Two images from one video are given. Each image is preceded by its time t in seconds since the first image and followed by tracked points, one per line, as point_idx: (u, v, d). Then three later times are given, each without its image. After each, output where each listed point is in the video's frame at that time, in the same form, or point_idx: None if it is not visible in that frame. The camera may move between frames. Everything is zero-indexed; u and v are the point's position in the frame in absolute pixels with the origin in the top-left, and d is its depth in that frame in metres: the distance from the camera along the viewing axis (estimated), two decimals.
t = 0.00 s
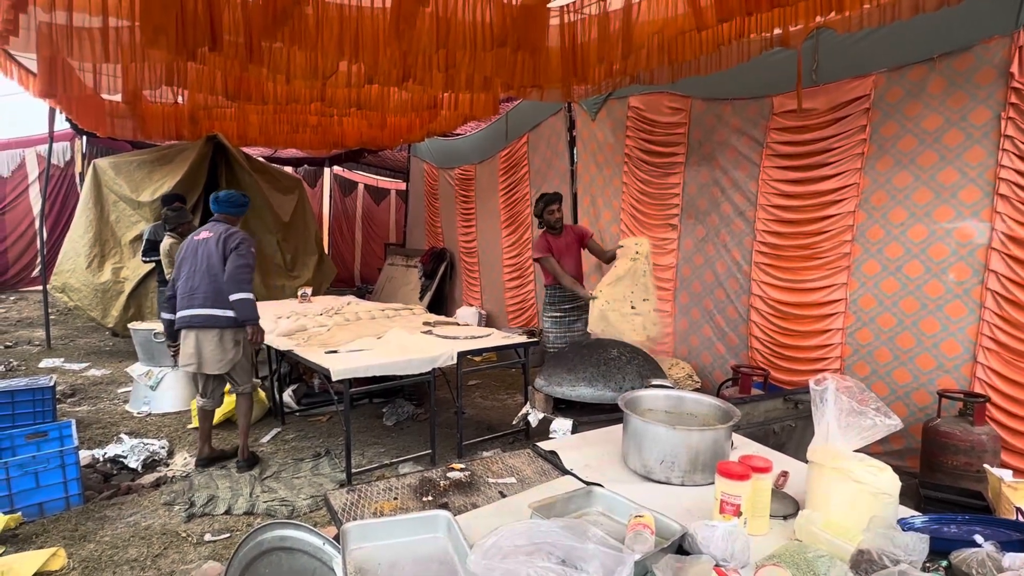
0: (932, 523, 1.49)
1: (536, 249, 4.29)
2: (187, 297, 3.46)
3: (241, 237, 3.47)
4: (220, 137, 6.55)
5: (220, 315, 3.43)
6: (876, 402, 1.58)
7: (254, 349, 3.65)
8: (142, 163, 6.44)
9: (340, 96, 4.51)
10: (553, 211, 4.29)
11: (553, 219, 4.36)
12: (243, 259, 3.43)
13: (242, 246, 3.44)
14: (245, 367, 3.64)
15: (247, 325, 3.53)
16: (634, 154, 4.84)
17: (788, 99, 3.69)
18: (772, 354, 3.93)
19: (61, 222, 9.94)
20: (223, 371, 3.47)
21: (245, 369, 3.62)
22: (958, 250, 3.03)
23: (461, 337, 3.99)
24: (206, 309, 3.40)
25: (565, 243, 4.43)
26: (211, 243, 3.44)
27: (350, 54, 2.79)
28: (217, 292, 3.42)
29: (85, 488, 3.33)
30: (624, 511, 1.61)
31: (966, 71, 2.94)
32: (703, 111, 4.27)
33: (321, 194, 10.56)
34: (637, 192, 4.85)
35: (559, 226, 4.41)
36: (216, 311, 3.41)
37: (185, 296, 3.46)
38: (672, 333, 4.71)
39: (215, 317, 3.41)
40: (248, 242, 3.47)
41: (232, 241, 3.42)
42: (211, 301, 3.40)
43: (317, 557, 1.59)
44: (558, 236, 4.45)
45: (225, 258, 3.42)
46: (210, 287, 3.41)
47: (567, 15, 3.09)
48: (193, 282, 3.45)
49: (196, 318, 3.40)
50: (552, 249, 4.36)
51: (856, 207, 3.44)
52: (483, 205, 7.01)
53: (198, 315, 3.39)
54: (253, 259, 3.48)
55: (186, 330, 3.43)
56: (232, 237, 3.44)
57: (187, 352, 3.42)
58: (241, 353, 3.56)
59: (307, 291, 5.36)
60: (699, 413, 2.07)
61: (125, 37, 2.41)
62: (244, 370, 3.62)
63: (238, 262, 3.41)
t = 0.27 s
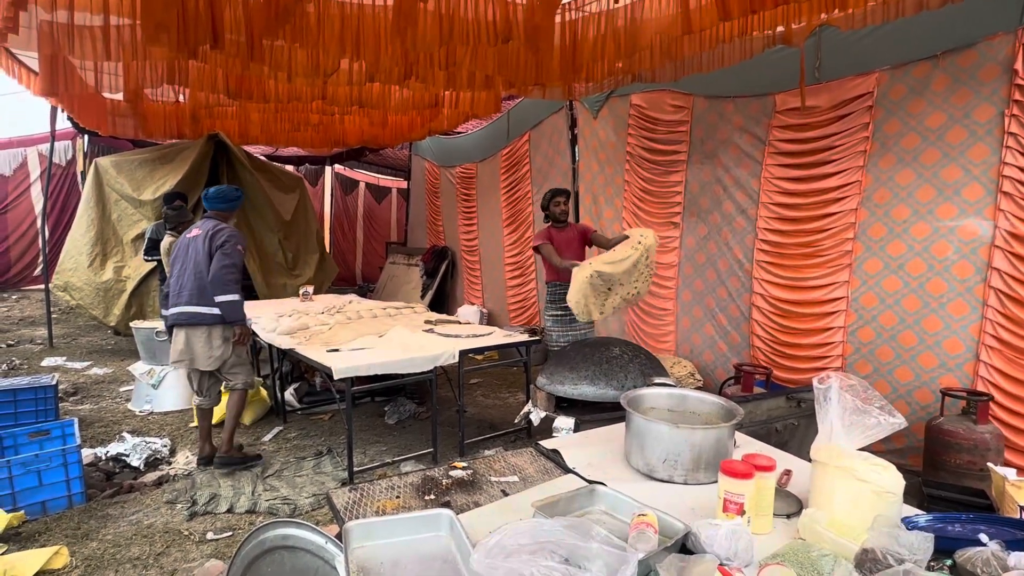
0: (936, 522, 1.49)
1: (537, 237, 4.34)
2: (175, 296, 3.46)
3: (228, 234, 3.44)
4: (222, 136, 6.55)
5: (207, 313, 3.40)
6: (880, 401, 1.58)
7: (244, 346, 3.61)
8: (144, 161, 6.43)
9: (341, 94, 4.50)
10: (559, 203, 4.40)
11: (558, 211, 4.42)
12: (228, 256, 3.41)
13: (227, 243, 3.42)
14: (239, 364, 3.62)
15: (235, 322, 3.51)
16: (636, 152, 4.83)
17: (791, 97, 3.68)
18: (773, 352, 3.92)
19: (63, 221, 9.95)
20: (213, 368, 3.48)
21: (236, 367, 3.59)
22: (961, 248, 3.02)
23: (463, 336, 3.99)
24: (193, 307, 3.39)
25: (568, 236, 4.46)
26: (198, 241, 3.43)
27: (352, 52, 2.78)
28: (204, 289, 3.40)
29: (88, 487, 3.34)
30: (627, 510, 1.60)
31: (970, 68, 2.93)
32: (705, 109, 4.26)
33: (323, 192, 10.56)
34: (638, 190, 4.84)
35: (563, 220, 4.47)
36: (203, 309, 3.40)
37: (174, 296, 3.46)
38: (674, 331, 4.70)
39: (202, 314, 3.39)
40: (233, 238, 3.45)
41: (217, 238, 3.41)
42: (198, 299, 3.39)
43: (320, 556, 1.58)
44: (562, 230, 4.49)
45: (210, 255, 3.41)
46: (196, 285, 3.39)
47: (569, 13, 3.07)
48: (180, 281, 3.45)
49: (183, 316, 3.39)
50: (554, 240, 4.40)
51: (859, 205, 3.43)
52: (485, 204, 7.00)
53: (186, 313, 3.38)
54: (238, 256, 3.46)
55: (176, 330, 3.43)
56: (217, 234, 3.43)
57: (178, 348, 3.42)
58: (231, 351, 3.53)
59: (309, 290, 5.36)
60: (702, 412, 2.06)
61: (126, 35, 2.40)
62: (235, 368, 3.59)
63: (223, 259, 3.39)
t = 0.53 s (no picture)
0: (938, 520, 1.49)
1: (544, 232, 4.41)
2: (172, 295, 3.46)
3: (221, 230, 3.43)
4: (223, 135, 6.55)
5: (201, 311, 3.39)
6: (881, 398, 1.58)
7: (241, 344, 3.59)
8: (146, 160, 6.43)
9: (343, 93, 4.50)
10: (573, 200, 4.36)
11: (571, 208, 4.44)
12: (221, 253, 3.39)
13: (219, 240, 3.40)
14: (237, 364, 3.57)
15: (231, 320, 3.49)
16: (637, 151, 4.83)
17: (792, 95, 3.68)
18: (774, 351, 3.92)
19: (65, 220, 9.97)
20: (207, 366, 3.45)
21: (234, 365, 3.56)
22: (962, 246, 3.02)
23: (464, 335, 4.00)
24: (188, 306, 3.38)
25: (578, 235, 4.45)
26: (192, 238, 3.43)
27: (353, 51, 2.78)
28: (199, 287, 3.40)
29: (90, 485, 3.34)
30: (628, 508, 1.61)
31: (971, 67, 2.92)
32: (706, 108, 4.25)
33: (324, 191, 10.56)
34: (639, 189, 4.84)
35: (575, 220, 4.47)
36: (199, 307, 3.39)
37: (172, 297, 3.48)
38: (675, 330, 4.70)
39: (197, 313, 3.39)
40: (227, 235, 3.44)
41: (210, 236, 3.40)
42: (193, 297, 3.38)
43: (321, 554, 1.58)
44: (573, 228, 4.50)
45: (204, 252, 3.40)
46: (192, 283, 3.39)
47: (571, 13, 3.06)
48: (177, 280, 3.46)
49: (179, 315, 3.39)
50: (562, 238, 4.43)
51: (859, 203, 3.43)
52: (486, 203, 7.00)
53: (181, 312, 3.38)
54: (230, 255, 3.44)
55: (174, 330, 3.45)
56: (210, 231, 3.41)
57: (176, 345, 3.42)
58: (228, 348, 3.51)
59: (310, 289, 5.37)
60: (703, 410, 2.06)
61: (128, 35, 2.40)
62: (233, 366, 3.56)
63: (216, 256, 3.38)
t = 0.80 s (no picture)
0: (935, 518, 1.50)
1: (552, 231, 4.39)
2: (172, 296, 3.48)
3: (212, 231, 3.38)
4: (226, 135, 6.57)
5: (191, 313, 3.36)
6: (880, 397, 1.59)
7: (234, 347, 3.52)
8: (149, 160, 6.45)
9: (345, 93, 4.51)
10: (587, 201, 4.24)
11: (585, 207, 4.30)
12: (209, 255, 3.34)
13: (208, 241, 3.36)
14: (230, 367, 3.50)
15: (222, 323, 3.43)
16: (638, 150, 4.84)
17: (793, 95, 3.68)
18: (773, 349, 3.94)
19: (69, 220, 10.01)
20: (196, 368, 3.40)
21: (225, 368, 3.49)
22: (960, 245, 3.03)
23: (466, 333, 4.02)
24: (180, 307, 3.37)
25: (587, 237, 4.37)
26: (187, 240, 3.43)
27: (355, 51, 2.80)
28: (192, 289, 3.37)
29: (94, 482, 3.37)
30: (628, 505, 1.62)
31: (970, 67, 2.93)
32: (706, 107, 4.26)
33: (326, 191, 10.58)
34: (640, 189, 4.85)
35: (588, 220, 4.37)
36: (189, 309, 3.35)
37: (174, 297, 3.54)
38: (676, 329, 4.71)
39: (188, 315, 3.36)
40: (216, 236, 3.39)
41: (200, 237, 3.37)
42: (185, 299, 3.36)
43: (324, 550, 1.59)
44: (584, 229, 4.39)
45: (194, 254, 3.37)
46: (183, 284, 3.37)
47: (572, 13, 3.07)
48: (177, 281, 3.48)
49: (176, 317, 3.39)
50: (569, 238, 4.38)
51: (858, 202, 3.44)
52: (487, 202, 7.02)
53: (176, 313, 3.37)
54: (217, 256, 3.36)
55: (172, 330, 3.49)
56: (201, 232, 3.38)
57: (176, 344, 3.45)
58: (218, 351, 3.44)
59: (312, 288, 5.39)
60: (702, 409, 2.08)
61: (131, 36, 2.42)
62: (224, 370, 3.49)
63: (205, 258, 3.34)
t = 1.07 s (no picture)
0: (935, 517, 1.50)
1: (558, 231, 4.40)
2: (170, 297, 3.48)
3: (196, 235, 3.29)
4: (228, 135, 6.57)
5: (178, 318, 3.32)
6: (879, 396, 1.59)
7: (221, 354, 3.44)
8: (150, 160, 6.45)
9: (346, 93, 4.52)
10: (591, 201, 4.20)
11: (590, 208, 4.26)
12: (189, 261, 3.25)
13: (190, 246, 3.27)
14: (218, 373, 3.44)
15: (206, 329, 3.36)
16: (638, 150, 4.84)
17: (793, 94, 3.68)
18: (773, 348, 3.94)
19: (70, 220, 10.03)
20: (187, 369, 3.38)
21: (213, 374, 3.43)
22: (959, 244, 3.03)
23: (466, 333, 4.03)
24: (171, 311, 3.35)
25: (591, 237, 4.35)
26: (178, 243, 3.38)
27: (356, 51, 2.81)
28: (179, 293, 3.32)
29: (96, 481, 3.38)
30: (627, 504, 1.63)
31: (970, 66, 2.93)
32: (707, 107, 4.26)
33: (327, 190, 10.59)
34: (640, 188, 4.86)
35: (593, 219, 4.35)
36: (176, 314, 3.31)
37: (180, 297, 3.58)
38: (676, 329, 4.71)
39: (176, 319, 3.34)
40: (198, 241, 3.29)
41: (184, 242, 3.29)
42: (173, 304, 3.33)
43: (324, 549, 1.60)
44: (588, 229, 4.38)
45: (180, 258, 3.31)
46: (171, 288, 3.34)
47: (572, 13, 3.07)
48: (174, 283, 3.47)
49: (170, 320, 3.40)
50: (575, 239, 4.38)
51: (859, 201, 3.43)
52: (488, 202, 7.02)
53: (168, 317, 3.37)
54: (198, 261, 3.26)
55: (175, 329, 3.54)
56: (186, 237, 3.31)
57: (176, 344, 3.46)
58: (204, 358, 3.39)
59: (313, 287, 5.39)
60: (702, 408, 2.08)
61: (133, 36, 2.44)
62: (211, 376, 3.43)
63: (186, 264, 3.25)
